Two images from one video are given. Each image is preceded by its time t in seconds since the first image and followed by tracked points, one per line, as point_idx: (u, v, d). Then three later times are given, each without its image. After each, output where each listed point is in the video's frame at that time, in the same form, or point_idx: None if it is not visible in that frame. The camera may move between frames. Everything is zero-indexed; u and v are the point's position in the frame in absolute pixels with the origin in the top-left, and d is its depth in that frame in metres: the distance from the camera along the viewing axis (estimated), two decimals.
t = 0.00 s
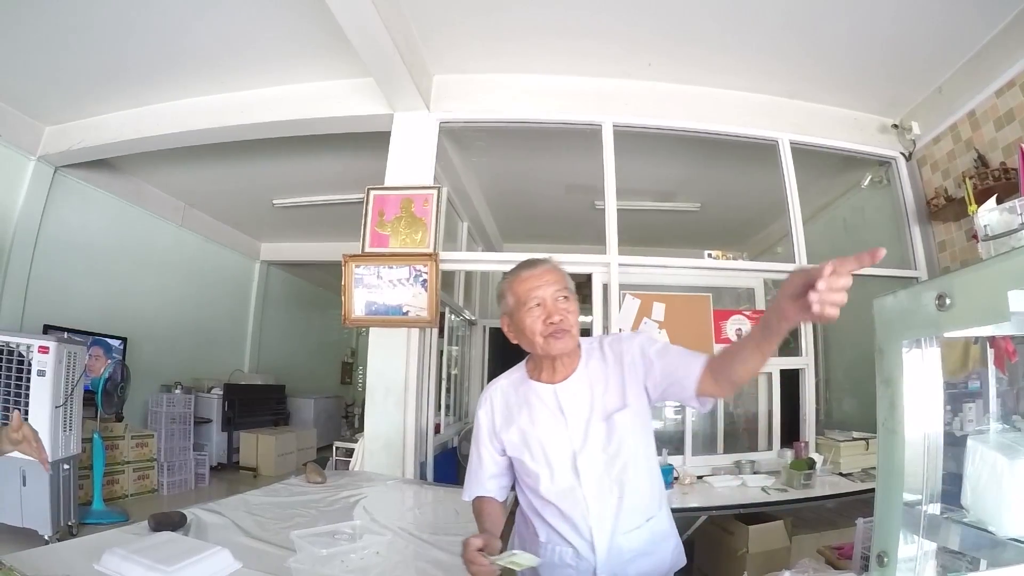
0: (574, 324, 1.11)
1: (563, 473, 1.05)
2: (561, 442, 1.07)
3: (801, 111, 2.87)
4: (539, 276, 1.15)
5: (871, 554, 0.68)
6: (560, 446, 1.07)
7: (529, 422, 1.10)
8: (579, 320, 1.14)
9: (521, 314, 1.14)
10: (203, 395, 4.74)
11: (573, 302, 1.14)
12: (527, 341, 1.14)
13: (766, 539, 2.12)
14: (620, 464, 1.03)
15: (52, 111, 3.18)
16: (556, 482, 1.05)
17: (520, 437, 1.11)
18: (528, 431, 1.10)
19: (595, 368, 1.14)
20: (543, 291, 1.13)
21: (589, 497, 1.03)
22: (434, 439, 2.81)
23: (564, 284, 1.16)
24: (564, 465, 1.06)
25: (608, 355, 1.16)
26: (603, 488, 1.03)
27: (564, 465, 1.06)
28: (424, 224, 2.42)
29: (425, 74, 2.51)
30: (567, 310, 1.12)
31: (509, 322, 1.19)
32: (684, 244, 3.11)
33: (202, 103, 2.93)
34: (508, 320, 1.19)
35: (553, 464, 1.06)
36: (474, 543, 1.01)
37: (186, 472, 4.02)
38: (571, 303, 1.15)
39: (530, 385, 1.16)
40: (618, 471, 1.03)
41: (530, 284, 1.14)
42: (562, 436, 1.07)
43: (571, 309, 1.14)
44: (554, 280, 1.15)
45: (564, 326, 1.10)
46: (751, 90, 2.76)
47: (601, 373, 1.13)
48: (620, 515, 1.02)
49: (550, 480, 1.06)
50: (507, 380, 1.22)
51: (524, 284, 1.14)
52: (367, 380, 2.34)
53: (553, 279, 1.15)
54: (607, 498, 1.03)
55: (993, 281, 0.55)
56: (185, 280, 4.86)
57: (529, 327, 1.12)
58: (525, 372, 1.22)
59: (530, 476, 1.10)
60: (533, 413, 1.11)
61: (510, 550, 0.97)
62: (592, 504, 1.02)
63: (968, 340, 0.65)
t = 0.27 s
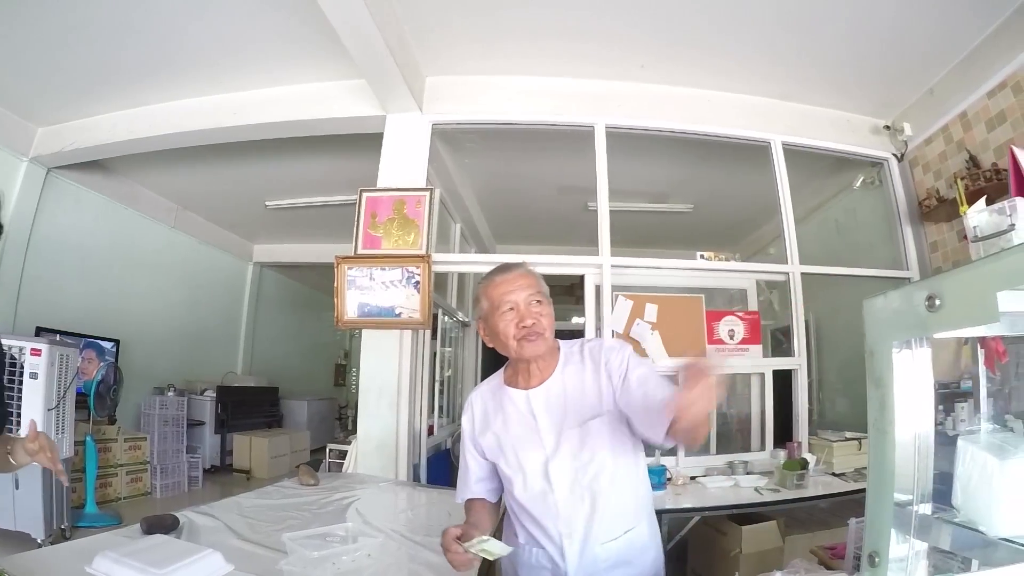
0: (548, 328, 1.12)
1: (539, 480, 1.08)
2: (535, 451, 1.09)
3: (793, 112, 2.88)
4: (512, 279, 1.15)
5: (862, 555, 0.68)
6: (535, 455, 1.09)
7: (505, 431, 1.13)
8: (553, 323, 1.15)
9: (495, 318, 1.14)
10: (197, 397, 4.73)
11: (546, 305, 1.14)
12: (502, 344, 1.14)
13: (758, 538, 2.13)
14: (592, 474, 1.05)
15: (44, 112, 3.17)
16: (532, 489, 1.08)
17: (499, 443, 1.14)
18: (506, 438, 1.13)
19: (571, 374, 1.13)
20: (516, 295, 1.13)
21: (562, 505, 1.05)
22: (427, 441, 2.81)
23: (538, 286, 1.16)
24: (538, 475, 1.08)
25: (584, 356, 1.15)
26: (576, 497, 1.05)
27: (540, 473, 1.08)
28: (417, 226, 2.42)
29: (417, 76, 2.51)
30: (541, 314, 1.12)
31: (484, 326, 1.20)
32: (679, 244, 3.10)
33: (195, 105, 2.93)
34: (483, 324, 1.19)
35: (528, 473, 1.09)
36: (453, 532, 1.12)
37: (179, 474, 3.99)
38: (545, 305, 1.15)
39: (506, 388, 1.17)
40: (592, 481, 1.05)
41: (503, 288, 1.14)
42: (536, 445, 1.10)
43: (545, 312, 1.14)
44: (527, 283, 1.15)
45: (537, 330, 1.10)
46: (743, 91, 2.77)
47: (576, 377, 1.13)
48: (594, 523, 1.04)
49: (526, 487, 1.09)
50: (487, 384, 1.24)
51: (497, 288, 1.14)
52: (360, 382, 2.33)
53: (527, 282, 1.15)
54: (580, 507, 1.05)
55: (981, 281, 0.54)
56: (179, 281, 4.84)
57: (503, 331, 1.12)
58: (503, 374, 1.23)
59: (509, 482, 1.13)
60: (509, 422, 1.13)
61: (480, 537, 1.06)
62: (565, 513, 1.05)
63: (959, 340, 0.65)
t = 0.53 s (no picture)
0: (552, 331, 1.13)
1: (526, 484, 1.11)
2: (526, 456, 1.12)
3: (790, 115, 2.89)
4: (519, 281, 1.16)
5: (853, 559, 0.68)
6: (526, 459, 1.12)
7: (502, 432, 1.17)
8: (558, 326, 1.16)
9: (500, 319, 1.16)
10: (195, 399, 4.73)
11: (552, 308, 1.15)
12: (506, 345, 1.16)
13: (753, 540, 2.13)
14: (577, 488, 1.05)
15: (42, 114, 3.17)
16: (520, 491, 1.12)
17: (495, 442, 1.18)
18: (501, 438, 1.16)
19: (570, 383, 1.13)
20: (522, 298, 1.14)
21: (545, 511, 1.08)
22: (425, 443, 2.81)
23: (545, 289, 1.17)
24: (527, 479, 1.11)
25: (587, 366, 1.14)
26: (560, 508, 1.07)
27: (528, 477, 1.11)
28: (414, 228, 2.42)
29: (415, 78, 2.52)
30: (545, 318, 1.14)
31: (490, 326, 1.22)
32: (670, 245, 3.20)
33: (193, 106, 2.93)
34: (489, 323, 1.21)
35: (518, 476, 1.13)
36: (459, 515, 1.13)
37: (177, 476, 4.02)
38: (551, 308, 1.16)
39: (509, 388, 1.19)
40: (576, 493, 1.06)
41: (510, 290, 1.15)
42: (528, 451, 1.12)
43: (550, 315, 1.15)
44: (534, 286, 1.16)
45: (540, 335, 1.12)
46: (740, 94, 2.78)
47: (575, 386, 1.13)
48: (576, 534, 1.06)
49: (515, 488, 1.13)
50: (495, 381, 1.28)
51: (503, 289, 1.15)
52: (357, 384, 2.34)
53: (534, 284, 1.16)
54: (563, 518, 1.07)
55: (972, 284, 0.54)
56: (177, 283, 4.84)
57: (507, 332, 1.14)
58: (508, 372, 1.26)
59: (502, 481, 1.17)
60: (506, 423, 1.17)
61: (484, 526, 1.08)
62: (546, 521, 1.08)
63: (951, 344, 0.64)
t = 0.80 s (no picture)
0: (561, 327, 1.15)
1: (525, 478, 1.13)
2: (530, 451, 1.14)
3: (788, 116, 2.89)
4: (530, 277, 1.19)
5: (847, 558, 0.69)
6: (528, 454, 1.14)
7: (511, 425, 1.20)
8: (569, 321, 1.17)
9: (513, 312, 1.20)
10: (192, 400, 4.72)
11: (563, 303, 1.17)
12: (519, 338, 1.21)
13: (749, 541, 2.13)
14: (576, 490, 1.07)
15: (40, 114, 3.17)
16: (518, 484, 1.14)
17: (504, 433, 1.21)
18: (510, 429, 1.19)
19: (585, 386, 1.15)
20: (532, 293, 1.17)
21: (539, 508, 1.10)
22: (422, 444, 2.81)
23: (557, 283, 1.19)
24: (526, 474, 1.13)
25: (604, 371, 1.16)
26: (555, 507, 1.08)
27: (528, 471, 1.13)
28: (411, 229, 2.42)
29: (413, 80, 2.52)
30: (554, 313, 1.16)
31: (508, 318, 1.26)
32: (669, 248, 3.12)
33: (192, 107, 2.93)
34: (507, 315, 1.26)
35: (520, 470, 1.15)
36: (473, 506, 1.13)
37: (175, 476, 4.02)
38: (563, 303, 1.18)
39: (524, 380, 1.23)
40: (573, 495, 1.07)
41: (521, 285, 1.19)
42: (532, 447, 1.14)
43: (560, 311, 1.17)
44: (546, 281, 1.18)
45: (547, 330, 1.14)
46: (737, 96, 2.79)
47: (589, 389, 1.15)
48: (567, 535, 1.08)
49: (514, 480, 1.16)
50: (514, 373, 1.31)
51: (516, 285, 1.20)
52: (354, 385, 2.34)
53: (545, 279, 1.18)
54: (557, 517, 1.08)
55: (966, 287, 0.56)
56: (174, 284, 4.84)
57: (518, 325, 1.18)
58: (528, 363, 1.30)
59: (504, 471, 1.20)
60: (516, 417, 1.20)
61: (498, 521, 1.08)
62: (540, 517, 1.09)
63: (944, 345, 0.65)
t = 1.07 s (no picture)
0: (578, 324, 1.14)
1: (534, 476, 1.13)
2: (540, 449, 1.14)
3: (786, 118, 2.90)
4: (549, 272, 1.18)
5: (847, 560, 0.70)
6: (538, 452, 1.14)
7: (523, 423, 1.20)
8: (586, 318, 1.16)
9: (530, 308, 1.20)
10: (190, 401, 4.70)
11: (581, 300, 1.16)
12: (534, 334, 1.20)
13: (748, 542, 2.13)
14: (585, 490, 1.07)
15: (39, 115, 3.16)
16: (527, 483, 1.15)
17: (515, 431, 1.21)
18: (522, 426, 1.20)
19: (599, 387, 1.15)
20: (550, 288, 1.17)
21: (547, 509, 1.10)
22: (420, 446, 2.81)
23: (575, 280, 1.18)
24: (535, 472, 1.13)
25: (620, 372, 1.15)
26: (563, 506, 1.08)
27: (537, 471, 1.13)
28: (409, 231, 2.42)
29: (411, 81, 2.52)
30: (571, 309, 1.15)
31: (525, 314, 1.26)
32: (670, 249, 3.04)
33: (190, 108, 2.93)
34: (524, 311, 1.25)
35: (529, 469, 1.15)
36: (479, 505, 1.12)
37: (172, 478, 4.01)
38: (581, 300, 1.17)
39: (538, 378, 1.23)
40: (582, 497, 1.07)
41: (539, 281, 1.18)
42: (542, 446, 1.14)
43: (577, 307, 1.16)
44: (564, 277, 1.17)
45: (563, 325, 1.13)
46: (735, 97, 2.79)
47: (603, 390, 1.14)
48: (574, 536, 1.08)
49: (523, 479, 1.16)
50: (529, 371, 1.31)
51: (534, 281, 1.19)
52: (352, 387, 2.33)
53: (564, 275, 1.17)
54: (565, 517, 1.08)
55: (965, 289, 0.58)
56: (172, 285, 4.83)
57: (534, 322, 1.18)
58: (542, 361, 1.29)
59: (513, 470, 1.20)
60: (528, 415, 1.20)
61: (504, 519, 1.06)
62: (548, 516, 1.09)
63: (943, 346, 0.67)
